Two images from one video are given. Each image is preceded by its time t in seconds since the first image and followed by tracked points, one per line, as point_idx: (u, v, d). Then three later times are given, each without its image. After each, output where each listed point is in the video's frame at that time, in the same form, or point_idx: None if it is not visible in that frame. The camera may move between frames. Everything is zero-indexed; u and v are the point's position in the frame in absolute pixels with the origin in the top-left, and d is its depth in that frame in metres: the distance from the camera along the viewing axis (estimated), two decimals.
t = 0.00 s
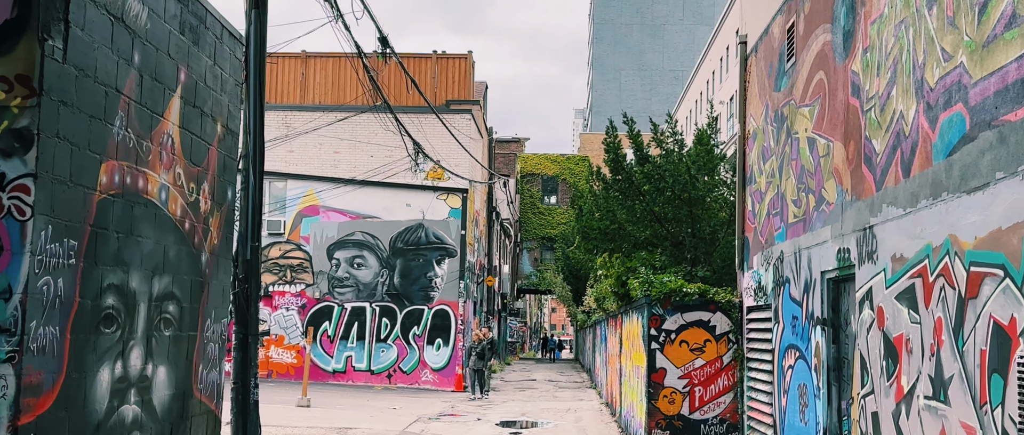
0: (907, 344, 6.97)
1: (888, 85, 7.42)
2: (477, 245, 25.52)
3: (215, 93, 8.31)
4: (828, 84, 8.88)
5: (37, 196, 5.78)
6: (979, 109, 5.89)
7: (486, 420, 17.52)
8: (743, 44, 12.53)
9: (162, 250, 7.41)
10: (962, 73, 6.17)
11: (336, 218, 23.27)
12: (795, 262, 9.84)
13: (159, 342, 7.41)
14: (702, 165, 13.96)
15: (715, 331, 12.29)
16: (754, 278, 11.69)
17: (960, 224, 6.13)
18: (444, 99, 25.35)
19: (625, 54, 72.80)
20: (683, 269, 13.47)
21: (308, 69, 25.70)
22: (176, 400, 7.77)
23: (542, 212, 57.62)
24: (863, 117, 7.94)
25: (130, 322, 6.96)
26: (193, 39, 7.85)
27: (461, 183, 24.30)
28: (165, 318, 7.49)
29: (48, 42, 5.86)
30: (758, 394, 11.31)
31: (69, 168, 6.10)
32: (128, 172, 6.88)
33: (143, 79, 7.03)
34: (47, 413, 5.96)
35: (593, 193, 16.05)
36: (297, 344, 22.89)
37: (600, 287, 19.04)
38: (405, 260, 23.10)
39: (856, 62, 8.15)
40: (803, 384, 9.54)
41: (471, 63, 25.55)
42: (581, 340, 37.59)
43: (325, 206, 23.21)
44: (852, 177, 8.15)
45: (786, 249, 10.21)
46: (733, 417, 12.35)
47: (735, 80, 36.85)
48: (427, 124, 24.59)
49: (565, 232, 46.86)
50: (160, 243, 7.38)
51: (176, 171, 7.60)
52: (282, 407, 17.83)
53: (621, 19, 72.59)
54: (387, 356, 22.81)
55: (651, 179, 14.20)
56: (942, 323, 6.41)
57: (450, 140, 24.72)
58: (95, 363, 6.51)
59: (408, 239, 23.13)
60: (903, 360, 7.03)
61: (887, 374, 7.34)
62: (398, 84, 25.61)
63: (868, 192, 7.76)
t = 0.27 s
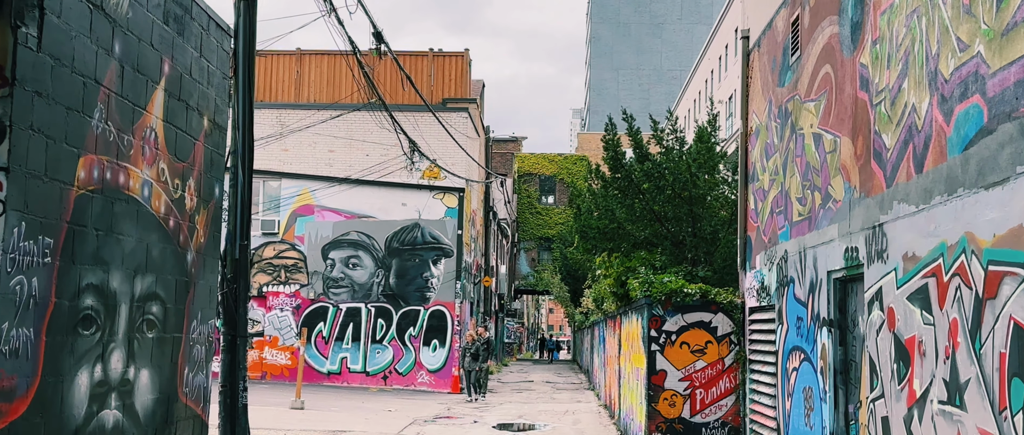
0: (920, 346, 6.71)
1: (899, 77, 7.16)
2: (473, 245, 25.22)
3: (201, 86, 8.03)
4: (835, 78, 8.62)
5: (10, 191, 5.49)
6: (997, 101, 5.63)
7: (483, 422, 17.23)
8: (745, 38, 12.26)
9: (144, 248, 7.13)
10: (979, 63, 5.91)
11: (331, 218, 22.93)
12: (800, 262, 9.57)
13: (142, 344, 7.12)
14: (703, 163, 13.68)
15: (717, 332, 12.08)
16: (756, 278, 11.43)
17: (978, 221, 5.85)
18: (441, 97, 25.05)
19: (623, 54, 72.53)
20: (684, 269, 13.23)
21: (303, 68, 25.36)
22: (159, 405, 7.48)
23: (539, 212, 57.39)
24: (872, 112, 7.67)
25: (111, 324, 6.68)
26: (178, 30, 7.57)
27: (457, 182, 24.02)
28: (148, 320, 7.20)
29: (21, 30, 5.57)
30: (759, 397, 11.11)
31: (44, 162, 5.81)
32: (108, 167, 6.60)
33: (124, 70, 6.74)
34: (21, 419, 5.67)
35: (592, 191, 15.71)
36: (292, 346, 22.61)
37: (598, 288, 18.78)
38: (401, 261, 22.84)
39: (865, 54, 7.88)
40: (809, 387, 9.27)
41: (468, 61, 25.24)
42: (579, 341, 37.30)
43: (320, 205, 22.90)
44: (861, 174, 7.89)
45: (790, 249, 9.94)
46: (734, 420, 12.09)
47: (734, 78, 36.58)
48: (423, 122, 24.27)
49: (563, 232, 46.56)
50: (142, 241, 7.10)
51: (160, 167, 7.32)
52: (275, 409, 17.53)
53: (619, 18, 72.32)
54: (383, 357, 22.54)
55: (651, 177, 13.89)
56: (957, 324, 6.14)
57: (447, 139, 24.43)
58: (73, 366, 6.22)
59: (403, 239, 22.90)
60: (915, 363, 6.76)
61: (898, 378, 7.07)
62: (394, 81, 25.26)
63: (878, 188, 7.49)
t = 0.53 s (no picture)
0: (931, 350, 6.44)
1: (909, 70, 6.89)
2: (470, 245, 24.94)
3: (184, 80, 7.74)
4: (840, 72, 8.35)
5: None
6: (1014, 93, 5.35)
7: (479, 425, 16.96)
8: (746, 33, 11.99)
9: (124, 247, 6.85)
10: (994, 54, 5.64)
11: (325, 217, 22.70)
12: (803, 262, 9.30)
13: (121, 347, 6.84)
14: (704, 162, 13.42)
15: (717, 334, 11.80)
16: (758, 278, 11.16)
17: (993, 219, 5.58)
18: (437, 95, 24.75)
19: (621, 53, 72.24)
20: (684, 269, 12.97)
21: (298, 65, 25.09)
22: (140, 410, 7.20)
23: (536, 212, 57.13)
24: (880, 106, 7.40)
25: (88, 326, 6.39)
26: (159, 21, 7.29)
27: (454, 181, 23.73)
28: (127, 322, 6.92)
29: None
30: (761, 400, 10.86)
31: (13, 156, 5.52)
32: (84, 163, 6.31)
33: (102, 61, 6.46)
34: None
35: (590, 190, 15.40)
36: (285, 347, 22.33)
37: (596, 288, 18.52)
38: (396, 261, 22.50)
39: (872, 47, 7.61)
40: (813, 391, 9.00)
41: (464, 59, 24.98)
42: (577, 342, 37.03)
43: (314, 205, 22.71)
44: (868, 170, 7.62)
45: (793, 248, 9.68)
46: (735, 424, 11.77)
47: (734, 76, 36.28)
48: (418, 121, 24.01)
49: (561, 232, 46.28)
50: (122, 239, 6.81)
51: (141, 162, 7.04)
52: (267, 412, 17.25)
53: (617, 17, 72.03)
54: (378, 358, 22.28)
55: (651, 176, 13.60)
56: (972, 327, 5.87)
57: (443, 137, 24.14)
58: (46, 371, 5.93)
59: (399, 239, 22.52)
60: (926, 367, 6.49)
61: (908, 382, 6.80)
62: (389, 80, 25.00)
63: (886, 186, 7.22)
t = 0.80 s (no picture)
0: (941, 348, 6.18)
1: (916, 58, 6.63)
2: (465, 244, 24.66)
3: (165, 69, 7.48)
4: (844, 63, 8.10)
5: None
6: None
7: (474, 427, 16.68)
8: (745, 27, 11.75)
9: (100, 242, 6.57)
10: (1008, 38, 5.37)
11: (319, 216, 22.49)
12: (805, 259, 9.04)
13: (96, 346, 6.57)
14: (703, 158, 13.16)
15: (716, 334, 11.51)
16: (758, 277, 10.91)
17: (1007, 211, 5.31)
18: (432, 93, 24.49)
19: (618, 52, 72.00)
20: (683, 267, 12.69)
21: (292, 63, 24.74)
22: (117, 412, 6.93)
23: (533, 212, 56.84)
24: (886, 97, 7.14)
25: (60, 324, 6.11)
26: (138, 6, 7.02)
27: (449, 180, 23.48)
28: (104, 320, 6.64)
29: None
30: (762, 402, 10.56)
31: None
32: (56, 153, 6.03)
33: (75, 47, 6.19)
34: None
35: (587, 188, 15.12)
36: (279, 347, 22.07)
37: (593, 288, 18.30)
38: (391, 260, 22.22)
39: (878, 35, 7.35)
40: (816, 392, 8.73)
41: (460, 56, 24.70)
42: (573, 342, 36.76)
43: (308, 204, 22.56)
44: (874, 163, 7.35)
45: (795, 245, 9.41)
46: (734, 426, 11.48)
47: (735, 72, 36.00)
48: (413, 118, 23.72)
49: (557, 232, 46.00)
50: (98, 234, 6.54)
51: (117, 153, 6.77)
52: (258, 413, 16.97)
53: (614, 17, 71.80)
54: (372, 359, 21.99)
55: (649, 172, 13.33)
56: (985, 324, 5.60)
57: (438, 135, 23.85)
58: (16, 370, 5.65)
59: (393, 238, 22.21)
60: (936, 367, 6.23)
61: (916, 383, 6.53)
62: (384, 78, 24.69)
63: (892, 178, 6.96)
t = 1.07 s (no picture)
0: (956, 352, 5.90)
1: (930, 49, 6.35)
2: (461, 244, 24.35)
3: (145, 61, 7.18)
4: (851, 56, 7.82)
5: None
6: None
7: (469, 430, 16.39)
8: (748, 21, 11.48)
9: (75, 242, 6.27)
10: None
11: (313, 216, 22.08)
12: (811, 259, 8.75)
13: (72, 350, 6.27)
14: (704, 156, 12.87)
15: (718, 336, 11.21)
16: (761, 277, 10.64)
17: None
18: (428, 92, 24.27)
19: (616, 52, 71.76)
20: (683, 268, 12.40)
21: (286, 61, 24.44)
22: (95, 419, 6.63)
23: (530, 211, 56.54)
24: (897, 91, 6.86)
25: (32, 327, 5.81)
26: None
27: (445, 179, 23.17)
28: (80, 322, 6.34)
29: None
30: (764, 405, 10.30)
31: None
32: (28, 148, 5.73)
33: (49, 36, 5.88)
34: None
35: (584, 186, 14.78)
36: (272, 348, 21.81)
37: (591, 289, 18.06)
38: (386, 260, 21.94)
39: (888, 27, 7.07)
40: (821, 396, 8.45)
41: (456, 53, 24.44)
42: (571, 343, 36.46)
43: (302, 203, 22.12)
44: (883, 160, 7.08)
45: (800, 245, 9.13)
46: (736, 430, 11.17)
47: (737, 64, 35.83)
48: (408, 116, 23.34)
49: (554, 232, 45.73)
50: (73, 233, 6.24)
51: (95, 149, 6.47)
52: (250, 416, 16.66)
53: (612, 16, 71.57)
54: (367, 361, 21.69)
55: (648, 170, 13.03)
56: (1005, 327, 5.31)
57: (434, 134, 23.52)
58: None
59: (388, 238, 21.98)
60: (951, 371, 5.95)
61: (930, 388, 6.25)
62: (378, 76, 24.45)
63: (904, 175, 6.68)
